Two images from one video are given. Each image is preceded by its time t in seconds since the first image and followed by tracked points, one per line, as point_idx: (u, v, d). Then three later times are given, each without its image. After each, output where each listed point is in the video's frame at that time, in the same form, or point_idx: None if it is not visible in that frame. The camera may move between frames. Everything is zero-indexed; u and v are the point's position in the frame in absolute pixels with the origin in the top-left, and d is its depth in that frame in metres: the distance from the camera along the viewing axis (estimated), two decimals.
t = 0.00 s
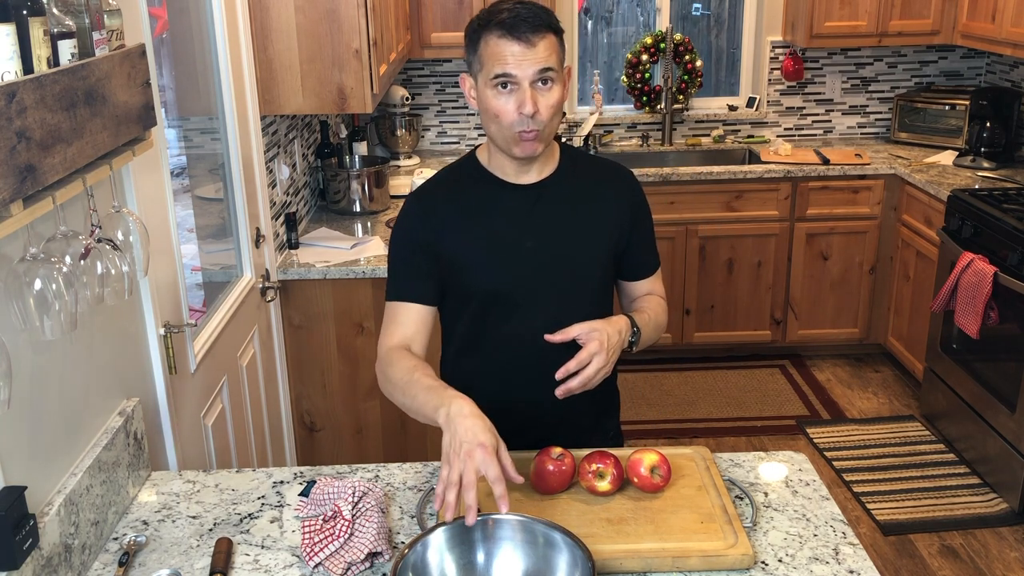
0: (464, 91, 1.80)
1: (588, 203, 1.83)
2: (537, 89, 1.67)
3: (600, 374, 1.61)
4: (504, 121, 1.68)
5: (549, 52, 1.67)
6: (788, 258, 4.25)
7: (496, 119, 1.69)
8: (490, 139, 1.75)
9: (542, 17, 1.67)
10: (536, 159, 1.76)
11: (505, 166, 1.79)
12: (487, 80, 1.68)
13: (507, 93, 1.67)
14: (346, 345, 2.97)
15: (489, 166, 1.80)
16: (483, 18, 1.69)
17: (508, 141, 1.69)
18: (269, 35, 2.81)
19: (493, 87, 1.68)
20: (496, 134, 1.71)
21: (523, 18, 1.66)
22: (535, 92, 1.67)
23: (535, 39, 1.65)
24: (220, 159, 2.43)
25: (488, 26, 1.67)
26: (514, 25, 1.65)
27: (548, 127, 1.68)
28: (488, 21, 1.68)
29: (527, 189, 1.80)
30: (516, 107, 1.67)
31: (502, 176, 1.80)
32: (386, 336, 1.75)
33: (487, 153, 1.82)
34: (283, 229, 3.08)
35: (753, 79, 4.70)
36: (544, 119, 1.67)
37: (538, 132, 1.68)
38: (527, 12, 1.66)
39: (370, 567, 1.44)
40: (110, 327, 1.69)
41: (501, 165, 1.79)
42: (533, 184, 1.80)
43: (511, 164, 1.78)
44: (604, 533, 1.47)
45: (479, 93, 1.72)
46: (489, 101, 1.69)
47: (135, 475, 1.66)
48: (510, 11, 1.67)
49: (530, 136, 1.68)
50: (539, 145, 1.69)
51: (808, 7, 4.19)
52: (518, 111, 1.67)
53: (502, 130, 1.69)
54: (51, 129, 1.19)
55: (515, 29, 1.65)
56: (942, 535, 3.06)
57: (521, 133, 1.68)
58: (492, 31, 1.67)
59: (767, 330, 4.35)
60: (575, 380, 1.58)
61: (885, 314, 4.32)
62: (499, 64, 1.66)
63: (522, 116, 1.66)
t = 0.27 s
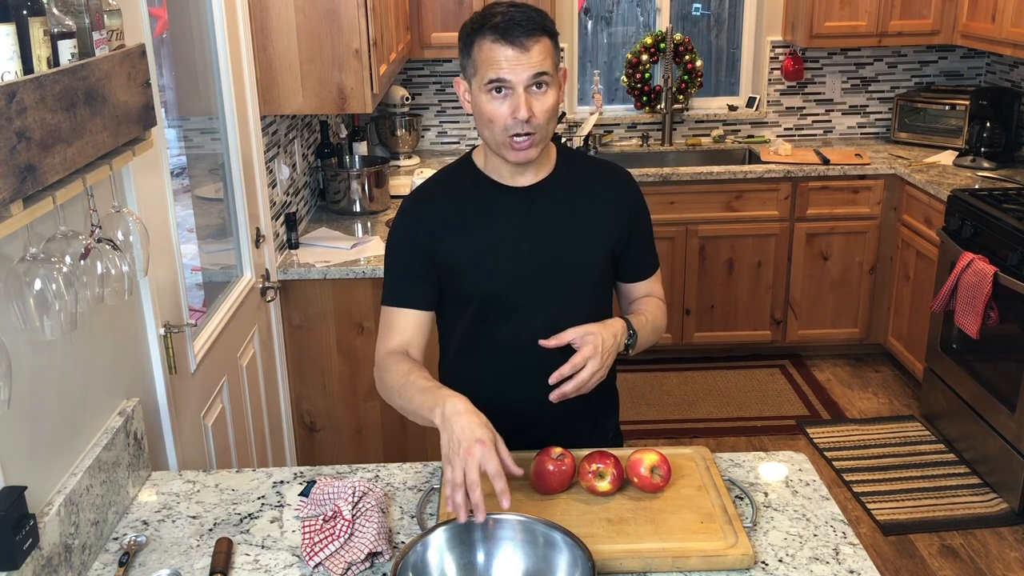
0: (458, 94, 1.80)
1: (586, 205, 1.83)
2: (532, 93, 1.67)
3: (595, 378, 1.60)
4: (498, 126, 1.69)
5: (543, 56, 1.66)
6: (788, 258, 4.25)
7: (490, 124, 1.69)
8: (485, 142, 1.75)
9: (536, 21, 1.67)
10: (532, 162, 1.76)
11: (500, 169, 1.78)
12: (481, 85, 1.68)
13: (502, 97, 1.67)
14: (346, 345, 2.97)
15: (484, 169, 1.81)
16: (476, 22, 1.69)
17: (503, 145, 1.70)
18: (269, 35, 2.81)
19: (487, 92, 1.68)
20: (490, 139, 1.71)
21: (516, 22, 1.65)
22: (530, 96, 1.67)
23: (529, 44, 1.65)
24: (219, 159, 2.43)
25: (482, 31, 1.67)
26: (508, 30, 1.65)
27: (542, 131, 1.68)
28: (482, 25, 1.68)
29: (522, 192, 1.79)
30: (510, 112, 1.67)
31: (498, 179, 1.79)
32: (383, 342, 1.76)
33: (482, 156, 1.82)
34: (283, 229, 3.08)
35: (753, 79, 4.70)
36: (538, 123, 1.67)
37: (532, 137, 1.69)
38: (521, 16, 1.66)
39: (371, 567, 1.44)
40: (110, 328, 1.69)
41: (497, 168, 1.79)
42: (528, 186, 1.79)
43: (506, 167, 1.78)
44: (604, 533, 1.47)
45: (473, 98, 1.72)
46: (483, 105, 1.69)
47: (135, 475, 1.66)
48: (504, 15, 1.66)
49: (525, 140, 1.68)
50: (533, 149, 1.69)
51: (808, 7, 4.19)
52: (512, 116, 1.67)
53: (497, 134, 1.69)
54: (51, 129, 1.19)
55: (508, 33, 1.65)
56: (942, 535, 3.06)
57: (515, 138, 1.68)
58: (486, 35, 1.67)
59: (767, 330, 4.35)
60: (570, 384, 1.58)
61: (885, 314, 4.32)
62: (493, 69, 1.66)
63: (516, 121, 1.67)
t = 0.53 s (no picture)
0: (461, 93, 1.80)
1: (586, 205, 1.83)
2: (535, 95, 1.67)
3: (596, 378, 1.60)
4: (501, 127, 1.69)
5: (546, 57, 1.66)
6: (788, 258, 4.25)
7: (492, 124, 1.69)
8: (487, 142, 1.75)
9: (540, 22, 1.67)
10: (534, 162, 1.76)
11: (502, 169, 1.79)
12: (484, 85, 1.68)
13: (504, 98, 1.67)
14: (346, 345, 2.97)
15: (486, 169, 1.81)
16: (480, 22, 1.69)
17: (505, 146, 1.70)
18: (269, 35, 2.81)
19: (490, 92, 1.68)
20: (492, 139, 1.71)
21: (520, 23, 1.65)
22: (533, 98, 1.67)
23: (532, 45, 1.65)
24: (219, 159, 2.43)
25: (485, 32, 1.67)
26: (512, 31, 1.65)
27: (544, 133, 1.69)
28: (486, 26, 1.68)
29: (524, 192, 1.79)
30: (513, 113, 1.67)
31: (499, 179, 1.79)
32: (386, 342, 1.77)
33: (484, 156, 1.82)
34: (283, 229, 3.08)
35: (753, 79, 4.70)
36: (541, 124, 1.68)
37: (535, 137, 1.69)
38: (525, 17, 1.66)
39: (370, 567, 1.44)
40: (110, 328, 1.69)
41: (498, 168, 1.79)
42: (530, 186, 1.80)
43: (508, 167, 1.78)
44: (604, 533, 1.47)
45: (476, 97, 1.72)
46: (486, 106, 1.69)
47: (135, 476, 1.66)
48: (508, 16, 1.66)
49: (527, 141, 1.68)
50: (535, 149, 1.69)
51: (808, 7, 4.19)
52: (515, 117, 1.67)
53: (499, 135, 1.69)
54: (51, 129, 1.19)
55: (512, 34, 1.65)
56: (942, 535, 3.06)
57: (517, 138, 1.68)
58: (490, 36, 1.67)
59: (767, 330, 4.35)
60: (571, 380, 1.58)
61: (885, 314, 4.32)
62: (496, 70, 1.66)
63: (519, 122, 1.67)
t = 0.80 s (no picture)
0: (467, 90, 1.80)
1: (588, 205, 1.82)
2: (542, 92, 1.67)
3: (599, 375, 1.60)
4: (507, 123, 1.69)
5: (554, 55, 1.67)
6: (788, 258, 4.25)
7: (498, 121, 1.69)
8: (492, 140, 1.75)
9: (548, 20, 1.67)
10: (538, 160, 1.76)
11: (507, 166, 1.79)
12: (491, 82, 1.68)
13: (511, 95, 1.67)
14: (346, 345, 2.97)
15: (490, 166, 1.81)
16: (489, 19, 1.69)
17: (511, 143, 1.69)
18: (269, 35, 2.81)
19: (497, 89, 1.68)
20: (498, 136, 1.71)
21: (529, 21, 1.65)
22: (540, 95, 1.67)
23: (540, 43, 1.65)
24: (219, 159, 2.43)
25: (494, 28, 1.67)
26: (520, 28, 1.65)
27: (550, 130, 1.69)
28: (494, 23, 1.68)
29: (528, 191, 1.80)
30: (519, 110, 1.67)
31: (504, 177, 1.80)
32: (388, 341, 1.78)
33: (489, 154, 1.82)
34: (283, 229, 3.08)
35: (753, 79, 4.70)
36: (548, 121, 1.68)
37: (540, 135, 1.69)
38: (533, 15, 1.66)
39: (370, 567, 1.44)
40: (110, 328, 1.69)
41: (503, 166, 1.79)
42: (534, 185, 1.80)
43: (513, 164, 1.78)
44: (604, 533, 1.47)
45: (483, 94, 1.72)
46: (493, 102, 1.69)
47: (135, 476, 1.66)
48: (516, 14, 1.66)
49: (533, 138, 1.68)
50: (540, 147, 1.69)
51: (808, 7, 4.19)
52: (521, 114, 1.67)
53: (505, 131, 1.69)
54: (51, 129, 1.19)
55: (520, 31, 1.65)
56: (942, 535, 3.06)
57: (523, 135, 1.68)
58: (498, 33, 1.67)
59: (767, 330, 4.35)
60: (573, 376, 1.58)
61: (885, 314, 4.32)
62: (504, 67, 1.66)
63: (525, 119, 1.67)
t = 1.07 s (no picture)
0: (471, 90, 1.80)
1: (592, 205, 1.82)
2: (548, 91, 1.67)
3: (606, 375, 1.60)
4: (513, 121, 1.68)
5: (560, 54, 1.66)
6: (788, 258, 4.25)
7: (504, 119, 1.69)
8: (498, 138, 1.75)
9: (554, 19, 1.67)
10: (544, 159, 1.76)
11: (511, 166, 1.78)
12: (497, 80, 1.68)
13: (518, 94, 1.67)
14: (346, 345, 2.97)
15: (495, 165, 1.81)
16: (495, 17, 1.69)
17: (516, 141, 1.69)
18: (269, 35, 2.81)
19: (504, 87, 1.68)
20: (504, 135, 1.71)
21: (535, 19, 1.65)
22: (546, 93, 1.67)
23: (546, 41, 1.65)
24: (220, 159, 2.43)
25: (500, 27, 1.67)
26: (526, 26, 1.65)
27: (557, 129, 1.68)
28: (500, 21, 1.68)
29: (532, 190, 1.79)
30: (526, 108, 1.67)
31: (508, 176, 1.79)
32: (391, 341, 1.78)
33: (494, 153, 1.82)
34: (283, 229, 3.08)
35: (753, 79, 4.70)
36: (554, 120, 1.67)
37: (547, 133, 1.68)
38: (539, 13, 1.66)
39: (370, 567, 1.44)
40: (110, 328, 1.69)
41: (508, 165, 1.79)
42: (538, 184, 1.80)
43: (518, 164, 1.78)
44: (604, 533, 1.47)
45: (488, 93, 1.72)
46: (499, 101, 1.69)
47: (135, 476, 1.66)
48: (522, 12, 1.67)
49: (539, 136, 1.68)
50: (546, 146, 1.69)
51: (808, 7, 4.19)
52: (528, 112, 1.66)
53: (511, 130, 1.69)
54: (51, 130, 1.19)
55: (527, 30, 1.65)
56: (942, 535, 3.06)
57: (529, 133, 1.68)
58: (504, 31, 1.67)
59: (767, 330, 4.35)
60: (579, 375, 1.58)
61: (885, 314, 4.32)
62: (511, 65, 1.66)
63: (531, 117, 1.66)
